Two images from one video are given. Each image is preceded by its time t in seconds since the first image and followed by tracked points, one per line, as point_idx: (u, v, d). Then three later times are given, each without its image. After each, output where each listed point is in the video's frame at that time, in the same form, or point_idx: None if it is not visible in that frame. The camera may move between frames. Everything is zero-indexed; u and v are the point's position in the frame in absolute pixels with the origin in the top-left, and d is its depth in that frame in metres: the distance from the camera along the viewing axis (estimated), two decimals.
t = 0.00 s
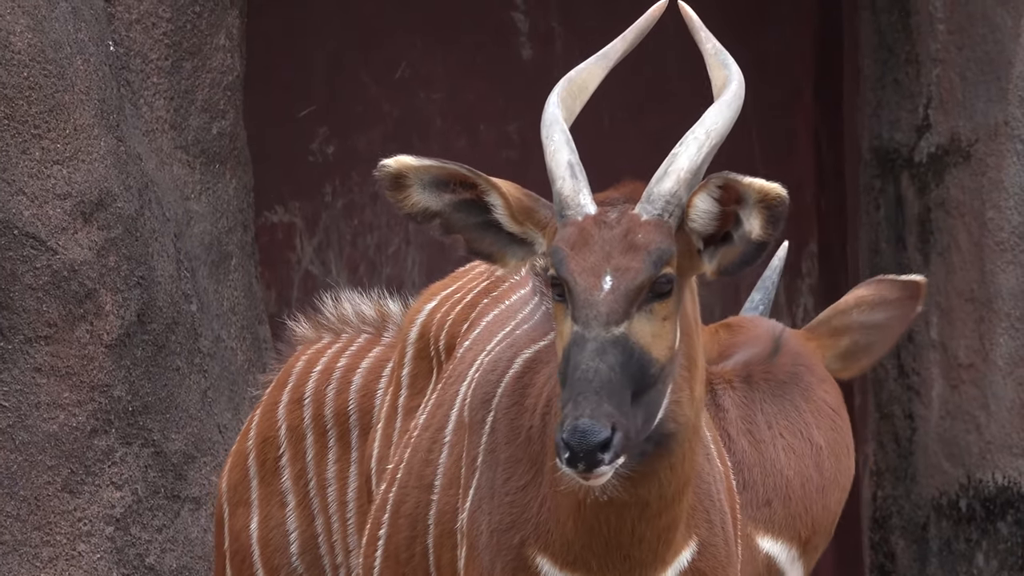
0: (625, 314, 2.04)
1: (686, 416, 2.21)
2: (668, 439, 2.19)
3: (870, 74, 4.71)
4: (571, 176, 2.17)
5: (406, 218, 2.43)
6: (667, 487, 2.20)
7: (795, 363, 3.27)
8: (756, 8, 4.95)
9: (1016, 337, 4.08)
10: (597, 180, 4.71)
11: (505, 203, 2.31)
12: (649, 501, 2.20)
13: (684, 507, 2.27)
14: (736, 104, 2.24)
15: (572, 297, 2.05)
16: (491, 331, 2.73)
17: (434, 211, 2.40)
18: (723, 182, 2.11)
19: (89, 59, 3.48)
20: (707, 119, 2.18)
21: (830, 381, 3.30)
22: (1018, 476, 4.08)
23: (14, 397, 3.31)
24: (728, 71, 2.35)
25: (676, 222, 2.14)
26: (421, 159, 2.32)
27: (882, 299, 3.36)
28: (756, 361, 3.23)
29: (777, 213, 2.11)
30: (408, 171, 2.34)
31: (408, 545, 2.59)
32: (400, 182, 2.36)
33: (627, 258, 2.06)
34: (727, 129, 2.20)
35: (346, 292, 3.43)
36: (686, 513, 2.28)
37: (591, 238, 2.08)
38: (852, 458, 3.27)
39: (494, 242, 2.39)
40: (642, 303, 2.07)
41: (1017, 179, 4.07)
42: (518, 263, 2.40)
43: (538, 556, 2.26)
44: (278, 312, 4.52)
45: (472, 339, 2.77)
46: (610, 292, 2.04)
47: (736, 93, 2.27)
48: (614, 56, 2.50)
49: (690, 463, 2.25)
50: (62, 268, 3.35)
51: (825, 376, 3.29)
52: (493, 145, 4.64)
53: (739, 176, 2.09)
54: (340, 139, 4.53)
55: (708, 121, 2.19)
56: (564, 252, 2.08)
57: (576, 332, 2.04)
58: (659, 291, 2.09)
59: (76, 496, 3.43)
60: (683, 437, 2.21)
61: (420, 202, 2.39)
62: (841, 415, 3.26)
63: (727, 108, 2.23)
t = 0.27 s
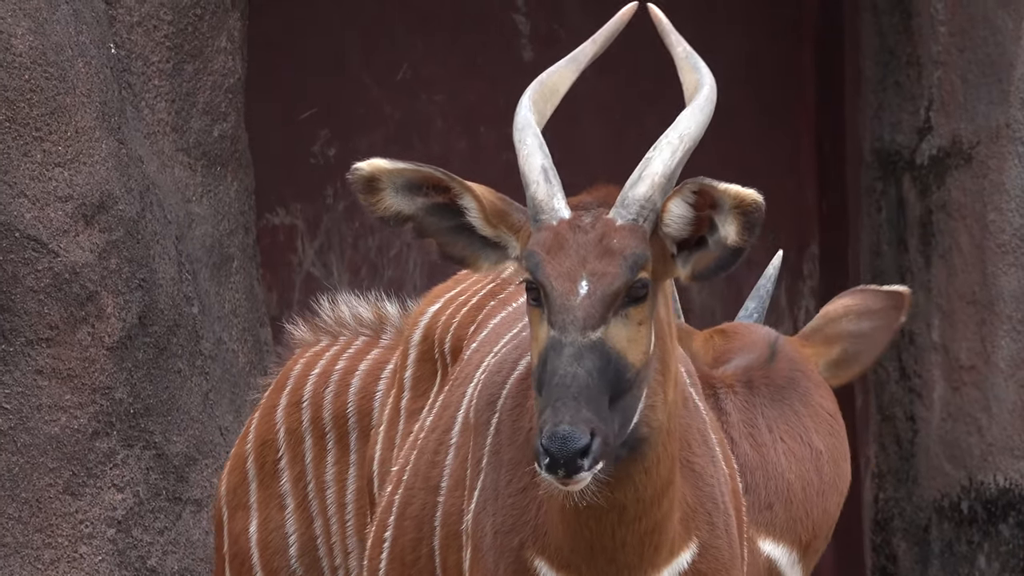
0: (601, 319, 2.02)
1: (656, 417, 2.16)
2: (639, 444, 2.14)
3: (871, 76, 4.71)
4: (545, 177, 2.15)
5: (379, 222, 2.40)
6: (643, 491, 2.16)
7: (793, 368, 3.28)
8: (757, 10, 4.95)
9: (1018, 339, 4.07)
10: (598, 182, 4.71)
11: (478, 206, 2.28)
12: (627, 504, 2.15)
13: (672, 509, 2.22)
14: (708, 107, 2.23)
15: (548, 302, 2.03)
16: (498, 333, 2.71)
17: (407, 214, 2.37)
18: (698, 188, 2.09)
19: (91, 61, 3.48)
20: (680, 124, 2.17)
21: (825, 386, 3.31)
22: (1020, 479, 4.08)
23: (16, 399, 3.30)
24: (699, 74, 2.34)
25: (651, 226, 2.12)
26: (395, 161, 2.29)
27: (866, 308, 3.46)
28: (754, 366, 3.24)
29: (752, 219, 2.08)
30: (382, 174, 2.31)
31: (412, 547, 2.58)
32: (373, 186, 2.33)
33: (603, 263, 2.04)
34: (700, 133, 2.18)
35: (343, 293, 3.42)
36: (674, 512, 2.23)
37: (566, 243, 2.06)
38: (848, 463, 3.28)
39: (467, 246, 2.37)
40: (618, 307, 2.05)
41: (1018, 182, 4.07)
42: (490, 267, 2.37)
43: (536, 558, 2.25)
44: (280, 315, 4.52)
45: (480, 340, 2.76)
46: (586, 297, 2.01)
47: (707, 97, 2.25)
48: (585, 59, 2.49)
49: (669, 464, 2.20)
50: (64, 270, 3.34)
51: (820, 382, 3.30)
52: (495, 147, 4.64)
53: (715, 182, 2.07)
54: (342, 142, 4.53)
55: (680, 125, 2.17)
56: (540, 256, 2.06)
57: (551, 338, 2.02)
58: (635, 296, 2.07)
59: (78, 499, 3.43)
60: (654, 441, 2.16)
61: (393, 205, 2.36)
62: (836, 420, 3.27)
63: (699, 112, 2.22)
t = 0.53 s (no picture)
0: (596, 325, 2.00)
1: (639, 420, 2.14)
2: (628, 449, 2.13)
3: (873, 77, 4.72)
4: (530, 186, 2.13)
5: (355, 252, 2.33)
6: (630, 495, 2.14)
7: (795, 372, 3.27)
8: (758, 11, 4.95)
9: (1019, 340, 4.07)
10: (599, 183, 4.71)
11: (467, 220, 2.23)
12: (612, 508, 2.13)
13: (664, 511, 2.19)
14: (685, 109, 2.24)
15: (542, 310, 2.01)
16: (503, 333, 2.70)
17: (385, 240, 2.31)
18: (687, 191, 2.11)
19: (92, 62, 3.49)
20: (660, 128, 2.17)
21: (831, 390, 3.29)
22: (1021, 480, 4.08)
23: (17, 401, 3.30)
24: (670, 78, 2.35)
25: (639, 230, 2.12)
26: (374, 187, 2.23)
27: (896, 305, 3.41)
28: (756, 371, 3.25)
29: (744, 221, 2.11)
30: (359, 202, 2.24)
31: (414, 548, 2.58)
32: (349, 215, 2.26)
33: (594, 269, 2.02)
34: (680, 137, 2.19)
35: (340, 294, 3.43)
36: (666, 514, 2.20)
37: (556, 250, 2.04)
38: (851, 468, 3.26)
39: (449, 264, 2.33)
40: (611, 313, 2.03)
41: (1019, 183, 4.07)
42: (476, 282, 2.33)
43: (531, 561, 2.22)
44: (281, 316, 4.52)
45: (483, 341, 2.75)
46: (581, 304, 1.99)
47: (682, 100, 2.26)
48: (551, 64, 2.48)
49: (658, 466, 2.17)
50: (65, 271, 3.34)
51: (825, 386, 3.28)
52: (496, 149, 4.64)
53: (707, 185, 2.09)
54: (343, 143, 4.53)
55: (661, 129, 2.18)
56: (530, 264, 2.04)
57: (548, 346, 2.00)
58: (626, 301, 2.05)
59: (79, 500, 3.43)
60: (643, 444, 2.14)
61: (371, 233, 2.29)
62: (840, 424, 3.24)
63: (678, 115, 2.22)
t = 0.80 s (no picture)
0: (593, 330, 2.00)
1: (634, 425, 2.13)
2: (626, 454, 2.12)
3: (873, 80, 4.72)
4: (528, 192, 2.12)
5: (352, 257, 2.33)
6: (626, 500, 2.13)
7: (803, 379, 3.26)
8: (759, 14, 4.95)
9: (1020, 345, 4.08)
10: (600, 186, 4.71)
11: (462, 225, 2.24)
12: (608, 515, 2.13)
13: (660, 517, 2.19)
14: (682, 114, 2.23)
15: (539, 316, 2.00)
16: (504, 336, 2.70)
17: (381, 245, 2.31)
18: (685, 196, 2.12)
19: (93, 66, 3.49)
20: (658, 132, 2.16)
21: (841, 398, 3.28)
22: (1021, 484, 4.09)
23: (17, 404, 3.30)
24: (666, 82, 2.35)
25: (638, 235, 2.12)
26: (370, 192, 2.23)
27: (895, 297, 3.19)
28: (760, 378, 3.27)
29: (742, 225, 2.12)
30: (355, 207, 2.25)
31: (414, 551, 2.58)
32: (346, 220, 2.26)
33: (592, 274, 2.02)
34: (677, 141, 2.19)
35: (337, 297, 3.43)
36: (662, 520, 2.19)
37: (553, 255, 2.04)
38: (853, 478, 3.26)
39: (444, 269, 2.33)
40: (608, 318, 2.03)
41: (1020, 187, 4.09)
42: (470, 288, 2.32)
43: (527, 565, 2.23)
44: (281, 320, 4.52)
45: (485, 343, 2.75)
46: (579, 309, 1.99)
47: (679, 104, 2.26)
48: (547, 69, 2.48)
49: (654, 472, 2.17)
50: (65, 274, 3.34)
51: (832, 395, 3.26)
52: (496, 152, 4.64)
53: (705, 189, 2.10)
54: (343, 147, 4.53)
55: (657, 134, 2.18)
56: (526, 270, 2.03)
57: (545, 351, 1.99)
58: (624, 306, 2.05)
59: (79, 503, 3.42)
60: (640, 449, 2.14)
61: (367, 238, 2.29)
62: (844, 434, 3.25)
63: (674, 119, 2.21)
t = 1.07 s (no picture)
0: (559, 342, 1.94)
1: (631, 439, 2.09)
2: (617, 463, 2.08)
3: (871, 90, 4.80)
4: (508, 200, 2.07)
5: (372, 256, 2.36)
6: (622, 510, 2.11)
7: (811, 394, 3.20)
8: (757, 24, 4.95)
9: (1016, 354, 4.08)
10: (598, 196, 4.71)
11: (441, 233, 2.22)
12: (606, 524, 2.11)
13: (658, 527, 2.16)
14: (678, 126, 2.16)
15: (505, 326, 1.95)
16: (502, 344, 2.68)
17: (393, 245, 2.31)
18: (664, 206, 2.02)
19: (89, 76, 3.50)
20: (646, 143, 2.08)
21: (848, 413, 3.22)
22: (1017, 494, 4.09)
23: (14, 414, 3.26)
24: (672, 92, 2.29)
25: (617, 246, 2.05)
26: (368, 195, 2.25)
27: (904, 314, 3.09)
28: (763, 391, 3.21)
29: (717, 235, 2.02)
30: (361, 208, 2.27)
31: (412, 559, 2.58)
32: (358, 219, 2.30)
33: (563, 285, 1.96)
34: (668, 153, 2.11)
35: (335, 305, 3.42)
36: (660, 531, 2.17)
37: (527, 267, 1.98)
38: (852, 493, 3.20)
39: (448, 273, 2.29)
40: (577, 330, 1.96)
41: (1016, 197, 4.09)
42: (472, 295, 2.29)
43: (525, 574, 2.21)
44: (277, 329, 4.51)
45: (484, 351, 2.73)
46: (544, 320, 1.93)
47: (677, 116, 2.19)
48: (562, 79, 2.47)
49: (650, 482, 2.14)
50: (61, 284, 3.33)
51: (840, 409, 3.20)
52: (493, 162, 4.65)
53: (679, 200, 2.00)
54: (340, 156, 4.53)
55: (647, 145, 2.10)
56: (499, 281, 1.98)
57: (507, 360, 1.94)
58: (597, 318, 1.99)
59: (76, 513, 3.41)
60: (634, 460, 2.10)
61: (381, 237, 2.31)
62: (848, 449, 3.19)
63: (667, 130, 2.14)
